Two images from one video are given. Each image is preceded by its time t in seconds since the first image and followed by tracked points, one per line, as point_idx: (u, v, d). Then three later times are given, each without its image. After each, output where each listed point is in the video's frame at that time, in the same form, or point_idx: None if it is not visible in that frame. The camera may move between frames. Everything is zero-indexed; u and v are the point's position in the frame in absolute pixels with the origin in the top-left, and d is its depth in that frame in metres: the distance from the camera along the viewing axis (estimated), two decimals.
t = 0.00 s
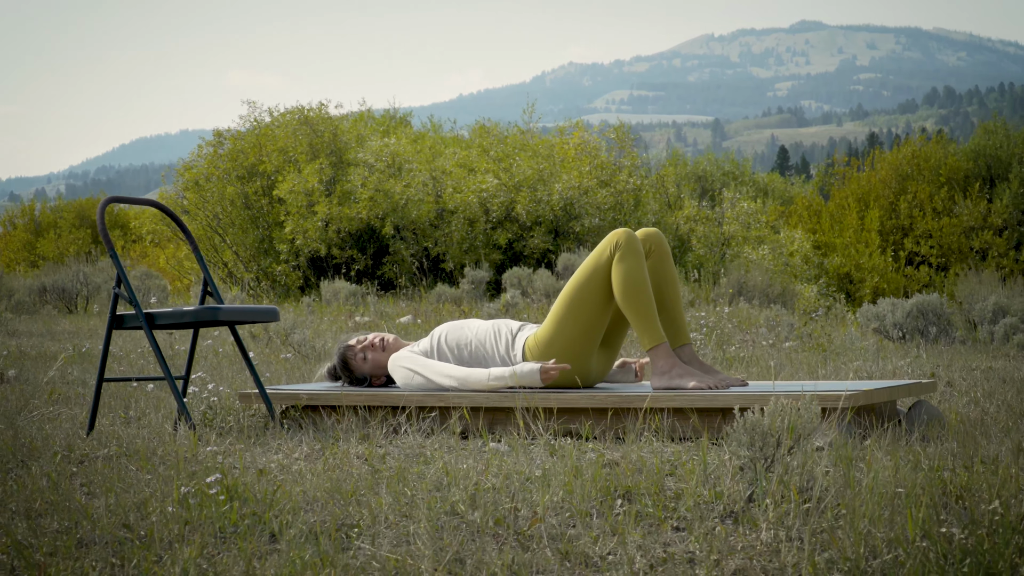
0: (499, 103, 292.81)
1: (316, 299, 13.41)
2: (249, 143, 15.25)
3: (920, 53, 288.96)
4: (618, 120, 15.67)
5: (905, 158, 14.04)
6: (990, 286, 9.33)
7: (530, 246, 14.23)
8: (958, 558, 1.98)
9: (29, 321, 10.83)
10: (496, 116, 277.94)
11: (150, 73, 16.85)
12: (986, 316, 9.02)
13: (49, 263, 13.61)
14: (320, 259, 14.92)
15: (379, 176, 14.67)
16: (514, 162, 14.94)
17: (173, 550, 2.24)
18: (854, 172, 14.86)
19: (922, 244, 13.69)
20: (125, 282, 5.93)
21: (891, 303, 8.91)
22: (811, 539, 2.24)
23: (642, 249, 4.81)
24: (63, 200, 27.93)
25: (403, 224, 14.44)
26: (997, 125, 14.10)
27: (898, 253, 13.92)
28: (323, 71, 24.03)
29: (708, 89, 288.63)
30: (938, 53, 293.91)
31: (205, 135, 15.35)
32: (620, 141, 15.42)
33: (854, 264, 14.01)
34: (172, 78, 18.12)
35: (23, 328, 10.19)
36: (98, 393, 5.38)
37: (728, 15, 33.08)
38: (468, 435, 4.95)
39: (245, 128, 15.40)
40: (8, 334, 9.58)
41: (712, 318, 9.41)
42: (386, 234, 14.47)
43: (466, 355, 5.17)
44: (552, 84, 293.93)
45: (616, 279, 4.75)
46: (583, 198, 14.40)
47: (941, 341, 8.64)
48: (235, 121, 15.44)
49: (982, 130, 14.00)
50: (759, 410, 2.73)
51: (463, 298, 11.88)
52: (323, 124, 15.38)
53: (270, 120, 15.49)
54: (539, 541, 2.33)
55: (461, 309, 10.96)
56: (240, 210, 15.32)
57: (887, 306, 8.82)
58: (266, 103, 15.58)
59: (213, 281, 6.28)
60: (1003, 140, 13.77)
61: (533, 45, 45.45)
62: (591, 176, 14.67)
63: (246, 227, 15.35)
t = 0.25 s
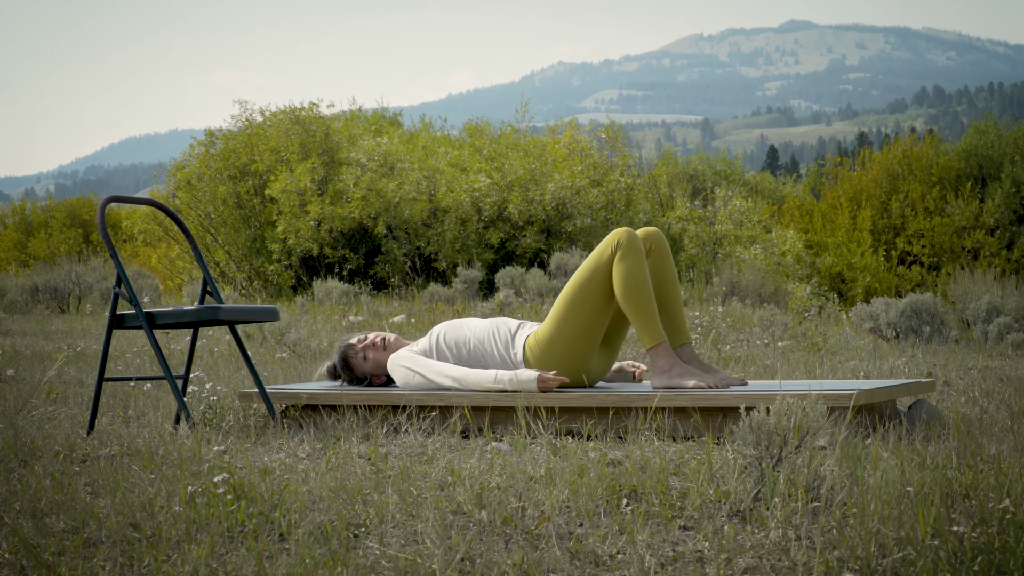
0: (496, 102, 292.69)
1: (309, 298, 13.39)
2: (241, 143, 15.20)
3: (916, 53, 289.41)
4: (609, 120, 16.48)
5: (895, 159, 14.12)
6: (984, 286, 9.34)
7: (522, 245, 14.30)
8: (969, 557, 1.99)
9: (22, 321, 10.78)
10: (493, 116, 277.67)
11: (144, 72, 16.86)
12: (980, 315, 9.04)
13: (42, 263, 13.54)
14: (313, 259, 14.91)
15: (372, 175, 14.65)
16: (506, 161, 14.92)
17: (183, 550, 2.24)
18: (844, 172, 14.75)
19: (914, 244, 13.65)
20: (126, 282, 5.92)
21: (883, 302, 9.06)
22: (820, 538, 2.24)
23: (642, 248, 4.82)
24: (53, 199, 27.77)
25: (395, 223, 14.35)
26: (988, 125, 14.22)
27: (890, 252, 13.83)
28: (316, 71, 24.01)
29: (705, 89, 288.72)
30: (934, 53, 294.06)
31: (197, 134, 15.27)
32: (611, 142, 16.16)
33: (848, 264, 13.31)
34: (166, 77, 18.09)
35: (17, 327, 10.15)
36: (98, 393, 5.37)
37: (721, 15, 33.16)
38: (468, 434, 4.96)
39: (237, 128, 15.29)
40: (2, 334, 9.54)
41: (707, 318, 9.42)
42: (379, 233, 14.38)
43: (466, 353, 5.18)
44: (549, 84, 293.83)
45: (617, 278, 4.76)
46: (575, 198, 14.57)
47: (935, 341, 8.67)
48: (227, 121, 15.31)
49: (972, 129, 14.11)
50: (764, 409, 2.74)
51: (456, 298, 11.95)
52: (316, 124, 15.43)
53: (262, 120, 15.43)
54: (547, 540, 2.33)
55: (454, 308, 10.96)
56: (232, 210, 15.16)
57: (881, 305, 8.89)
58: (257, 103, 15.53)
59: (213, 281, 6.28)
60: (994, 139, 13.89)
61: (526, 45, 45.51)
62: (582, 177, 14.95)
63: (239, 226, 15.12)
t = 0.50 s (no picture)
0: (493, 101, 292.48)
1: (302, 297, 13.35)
2: (234, 142, 15.21)
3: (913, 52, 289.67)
4: (601, 119, 16.20)
5: (888, 158, 14.08)
6: (979, 286, 9.33)
7: (515, 244, 14.23)
8: (981, 555, 2.00)
9: (16, 321, 10.71)
10: (491, 115, 277.45)
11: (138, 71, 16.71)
12: (975, 314, 9.05)
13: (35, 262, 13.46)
14: (305, 257, 14.79)
15: (365, 174, 14.67)
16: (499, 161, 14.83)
17: (193, 549, 2.24)
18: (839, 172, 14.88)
19: (907, 243, 13.54)
20: (127, 280, 5.91)
21: (879, 302, 9.05)
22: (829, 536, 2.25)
23: (643, 247, 4.82)
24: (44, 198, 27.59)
25: (389, 222, 14.46)
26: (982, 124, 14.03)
27: (883, 252, 13.71)
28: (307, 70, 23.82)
29: (703, 88, 288.72)
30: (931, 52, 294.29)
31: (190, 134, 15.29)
32: (605, 141, 16.07)
33: (840, 263, 13.57)
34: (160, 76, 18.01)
35: (12, 327, 10.09)
36: (99, 393, 5.36)
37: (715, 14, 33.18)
38: (470, 434, 4.96)
39: (229, 128, 15.36)
40: None
41: (702, 317, 9.42)
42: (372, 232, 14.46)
43: (466, 352, 5.19)
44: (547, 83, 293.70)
45: (617, 277, 4.77)
46: (568, 197, 14.50)
47: (929, 339, 8.69)
48: (219, 122, 15.40)
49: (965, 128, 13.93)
50: (770, 408, 2.74)
51: (450, 297, 11.98)
52: (308, 123, 15.28)
53: (254, 119, 15.49)
54: (558, 539, 2.33)
55: (449, 308, 10.96)
56: (226, 209, 15.18)
57: (876, 304, 8.93)
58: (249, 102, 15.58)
59: (213, 280, 6.27)
60: (987, 138, 13.70)
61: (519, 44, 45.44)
62: (576, 175, 14.90)
63: (232, 224, 15.16)
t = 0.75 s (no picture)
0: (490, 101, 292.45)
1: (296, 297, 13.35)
2: (226, 143, 15.24)
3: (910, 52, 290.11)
4: (596, 118, 15.96)
5: (881, 157, 14.11)
6: (972, 285, 9.36)
7: (509, 244, 14.07)
8: (994, 555, 2.00)
9: (10, 322, 10.68)
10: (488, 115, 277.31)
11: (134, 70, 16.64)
12: (969, 313, 9.06)
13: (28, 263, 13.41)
14: (298, 258, 14.90)
15: (358, 174, 14.63)
16: (492, 160, 14.63)
17: (204, 549, 2.24)
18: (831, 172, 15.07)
19: (900, 242, 13.58)
20: (128, 281, 5.91)
21: (873, 302, 9.12)
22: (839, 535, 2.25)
23: (643, 246, 4.83)
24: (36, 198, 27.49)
25: (383, 222, 14.35)
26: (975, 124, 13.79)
27: (876, 251, 13.82)
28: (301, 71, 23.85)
29: (700, 88, 288.82)
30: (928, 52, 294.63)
31: (182, 135, 15.44)
32: (599, 140, 15.74)
33: (833, 263, 13.61)
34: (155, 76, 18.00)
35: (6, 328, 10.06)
36: (100, 393, 5.36)
37: (708, 15, 33.27)
38: (472, 433, 4.96)
39: (222, 128, 15.51)
40: None
41: (697, 317, 9.45)
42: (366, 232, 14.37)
43: (467, 351, 5.19)
44: (544, 82, 293.70)
45: (618, 276, 4.77)
46: (561, 197, 14.23)
47: (924, 338, 8.71)
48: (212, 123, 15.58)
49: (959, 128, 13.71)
50: (776, 406, 2.75)
51: (444, 297, 11.95)
52: (300, 126, 15.65)
53: (246, 120, 15.71)
54: (567, 539, 2.34)
55: (444, 307, 10.98)
56: (219, 209, 15.24)
57: (870, 304, 8.97)
58: (240, 104, 15.83)
59: (214, 280, 6.27)
60: (981, 138, 13.44)
61: (512, 43, 45.46)
62: (569, 175, 14.58)
63: (224, 224, 15.22)
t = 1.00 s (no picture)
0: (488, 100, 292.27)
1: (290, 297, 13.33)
2: (219, 143, 15.20)
3: (907, 51, 290.35)
4: (588, 117, 15.50)
5: (874, 156, 14.01)
6: (967, 284, 9.37)
7: (502, 243, 14.00)
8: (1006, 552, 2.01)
9: (4, 322, 10.64)
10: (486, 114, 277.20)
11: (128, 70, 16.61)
12: (964, 312, 9.06)
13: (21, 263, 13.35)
14: (292, 258, 14.92)
15: (352, 174, 14.77)
16: (486, 159, 14.71)
17: (213, 548, 2.24)
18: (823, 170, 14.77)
19: (893, 241, 13.45)
20: (129, 280, 5.90)
21: (868, 301, 9.05)
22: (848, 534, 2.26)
23: (644, 245, 4.83)
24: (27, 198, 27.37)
25: (376, 222, 14.49)
26: (967, 124, 14.40)
27: (870, 249, 13.65)
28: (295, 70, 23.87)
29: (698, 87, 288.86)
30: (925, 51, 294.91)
31: (174, 134, 15.34)
32: (592, 139, 15.35)
33: (825, 262, 13.24)
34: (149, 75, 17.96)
35: None
36: (102, 393, 5.35)
37: (701, 14, 33.32)
38: (474, 432, 4.96)
39: (214, 128, 15.50)
40: None
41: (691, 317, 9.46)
42: (359, 232, 14.50)
43: (467, 350, 5.19)
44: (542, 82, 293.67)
45: (620, 275, 4.77)
46: (555, 196, 14.11)
47: (919, 337, 8.73)
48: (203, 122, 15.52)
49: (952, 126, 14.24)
50: (783, 405, 2.75)
51: (438, 296, 11.93)
52: (292, 128, 15.75)
53: (239, 119, 15.78)
54: (577, 538, 2.34)
55: (438, 306, 10.97)
56: (212, 209, 15.18)
57: (865, 303, 8.98)
58: (233, 103, 15.83)
59: (216, 280, 6.26)
60: (972, 137, 14.01)
61: (506, 42, 45.43)
62: (562, 174, 14.39)
63: (217, 224, 15.15)
